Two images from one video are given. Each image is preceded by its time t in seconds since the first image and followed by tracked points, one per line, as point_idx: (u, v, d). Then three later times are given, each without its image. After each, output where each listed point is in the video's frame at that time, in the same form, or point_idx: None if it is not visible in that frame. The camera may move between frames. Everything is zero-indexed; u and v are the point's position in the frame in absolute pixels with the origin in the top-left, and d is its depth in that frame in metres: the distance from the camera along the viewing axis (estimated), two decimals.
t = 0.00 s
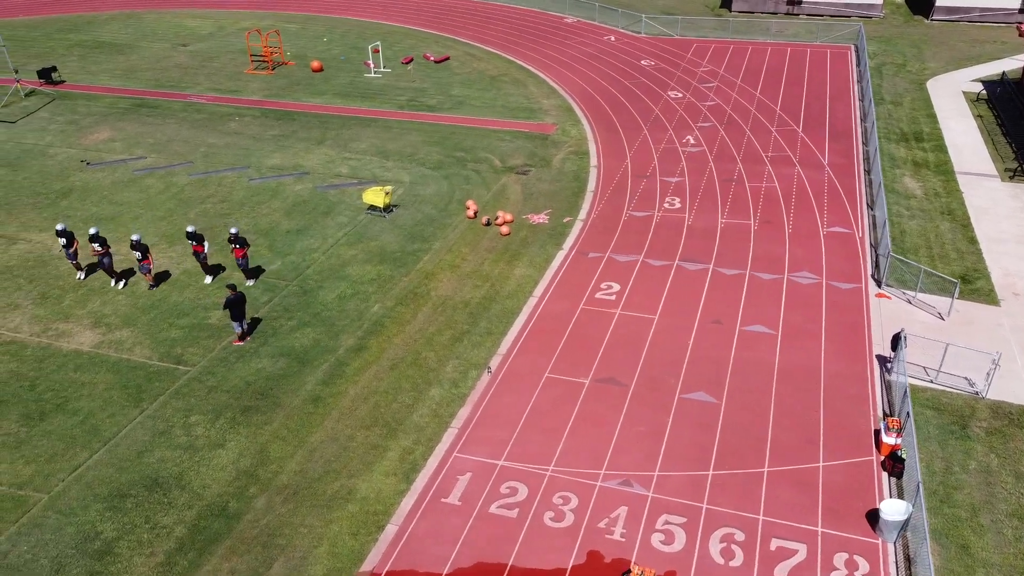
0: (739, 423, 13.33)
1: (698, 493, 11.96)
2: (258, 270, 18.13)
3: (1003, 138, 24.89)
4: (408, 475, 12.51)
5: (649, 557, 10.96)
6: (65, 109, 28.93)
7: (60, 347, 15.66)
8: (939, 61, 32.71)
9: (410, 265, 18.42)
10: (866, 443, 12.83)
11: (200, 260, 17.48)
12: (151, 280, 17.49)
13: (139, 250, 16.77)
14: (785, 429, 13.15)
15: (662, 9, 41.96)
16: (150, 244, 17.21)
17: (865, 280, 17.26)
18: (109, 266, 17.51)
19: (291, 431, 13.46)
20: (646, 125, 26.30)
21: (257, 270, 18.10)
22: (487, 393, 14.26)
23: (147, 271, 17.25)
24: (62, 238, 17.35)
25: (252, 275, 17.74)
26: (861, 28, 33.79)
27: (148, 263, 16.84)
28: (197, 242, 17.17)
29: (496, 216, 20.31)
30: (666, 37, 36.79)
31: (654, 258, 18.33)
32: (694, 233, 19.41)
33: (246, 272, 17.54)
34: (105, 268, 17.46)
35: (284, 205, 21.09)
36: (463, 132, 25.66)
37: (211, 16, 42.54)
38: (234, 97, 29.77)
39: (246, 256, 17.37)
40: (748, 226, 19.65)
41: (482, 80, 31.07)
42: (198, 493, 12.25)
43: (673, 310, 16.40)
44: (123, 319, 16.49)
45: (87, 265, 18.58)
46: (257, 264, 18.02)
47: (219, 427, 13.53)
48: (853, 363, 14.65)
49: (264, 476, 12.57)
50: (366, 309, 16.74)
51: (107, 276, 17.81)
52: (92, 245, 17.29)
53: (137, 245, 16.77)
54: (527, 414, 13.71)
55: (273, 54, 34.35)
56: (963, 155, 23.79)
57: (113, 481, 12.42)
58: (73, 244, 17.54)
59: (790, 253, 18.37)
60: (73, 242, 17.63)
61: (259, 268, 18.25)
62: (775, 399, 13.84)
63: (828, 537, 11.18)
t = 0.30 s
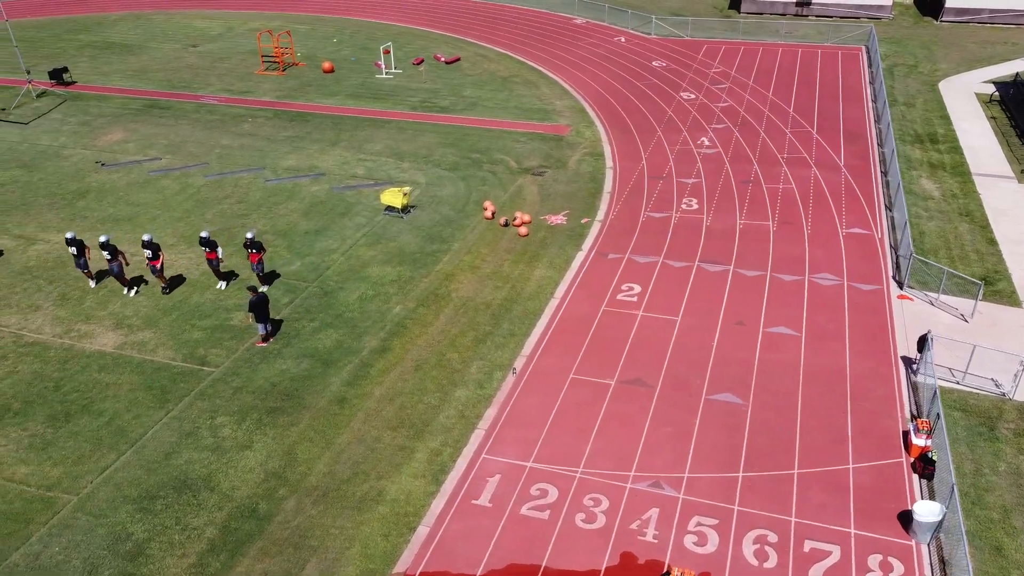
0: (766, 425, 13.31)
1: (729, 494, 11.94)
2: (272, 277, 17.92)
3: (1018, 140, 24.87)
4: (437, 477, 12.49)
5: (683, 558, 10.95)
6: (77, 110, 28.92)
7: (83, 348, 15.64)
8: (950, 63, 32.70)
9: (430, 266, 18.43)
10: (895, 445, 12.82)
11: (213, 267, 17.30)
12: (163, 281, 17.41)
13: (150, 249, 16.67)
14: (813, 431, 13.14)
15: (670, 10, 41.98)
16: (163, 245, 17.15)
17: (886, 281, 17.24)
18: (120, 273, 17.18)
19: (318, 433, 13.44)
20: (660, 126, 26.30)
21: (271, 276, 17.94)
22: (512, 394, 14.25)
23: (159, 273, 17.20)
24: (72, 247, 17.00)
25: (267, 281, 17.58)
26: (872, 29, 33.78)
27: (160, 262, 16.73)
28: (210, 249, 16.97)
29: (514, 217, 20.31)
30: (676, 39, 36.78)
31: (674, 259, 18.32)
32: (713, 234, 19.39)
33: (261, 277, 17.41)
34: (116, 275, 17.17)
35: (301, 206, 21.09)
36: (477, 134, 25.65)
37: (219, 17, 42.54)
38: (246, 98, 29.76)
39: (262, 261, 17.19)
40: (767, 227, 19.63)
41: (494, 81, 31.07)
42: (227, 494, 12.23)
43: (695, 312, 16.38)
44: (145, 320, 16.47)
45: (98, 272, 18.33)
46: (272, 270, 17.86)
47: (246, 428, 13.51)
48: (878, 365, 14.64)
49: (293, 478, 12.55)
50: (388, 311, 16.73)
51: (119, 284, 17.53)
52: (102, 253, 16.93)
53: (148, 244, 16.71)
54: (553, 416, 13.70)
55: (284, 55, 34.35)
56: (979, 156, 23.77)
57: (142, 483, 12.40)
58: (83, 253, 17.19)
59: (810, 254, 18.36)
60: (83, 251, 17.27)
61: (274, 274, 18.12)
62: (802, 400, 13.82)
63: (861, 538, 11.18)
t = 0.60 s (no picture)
0: (795, 426, 13.30)
1: (761, 495, 11.93)
2: (288, 279, 17.88)
3: None
4: (467, 477, 12.47)
5: (718, 559, 10.93)
6: (90, 111, 28.91)
7: (107, 349, 15.61)
8: (962, 64, 32.69)
9: (450, 267, 18.41)
10: (925, 446, 12.81)
11: (227, 272, 17.19)
12: (178, 291, 17.14)
13: (167, 260, 16.36)
14: (842, 432, 13.13)
15: (679, 11, 41.99)
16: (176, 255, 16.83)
17: (908, 282, 17.23)
18: (133, 283, 16.99)
19: (346, 433, 13.42)
20: (675, 127, 26.29)
21: (287, 278, 17.88)
22: (539, 394, 14.24)
23: (175, 283, 16.88)
24: (83, 258, 16.78)
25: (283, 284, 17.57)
26: (883, 30, 33.80)
27: (177, 272, 16.45)
28: (223, 254, 16.88)
29: (533, 218, 20.31)
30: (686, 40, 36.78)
31: (695, 260, 18.31)
32: (733, 235, 19.37)
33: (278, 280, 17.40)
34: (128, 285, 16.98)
35: (319, 207, 21.09)
36: (492, 134, 25.65)
37: (228, 18, 42.55)
38: (259, 98, 29.75)
39: (278, 264, 17.26)
40: (787, 228, 19.62)
41: (506, 82, 31.07)
42: (257, 494, 12.21)
43: (719, 312, 16.37)
44: (168, 320, 16.45)
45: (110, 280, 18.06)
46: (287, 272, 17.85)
47: (273, 429, 13.49)
48: (904, 366, 14.63)
49: (323, 478, 12.52)
50: (410, 311, 16.72)
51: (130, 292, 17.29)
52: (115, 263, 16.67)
53: (164, 254, 16.37)
54: (581, 417, 13.68)
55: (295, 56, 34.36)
56: (995, 157, 23.75)
57: (172, 483, 12.38)
58: (95, 263, 16.97)
59: (831, 255, 18.35)
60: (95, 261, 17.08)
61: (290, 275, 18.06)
62: (829, 401, 13.82)
63: (895, 539, 11.17)
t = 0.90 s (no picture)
0: (825, 426, 13.30)
1: (794, 496, 11.92)
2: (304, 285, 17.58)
3: None
4: (498, 478, 12.46)
5: (753, 559, 10.93)
6: (103, 111, 28.91)
7: (131, 349, 15.61)
8: (974, 64, 32.70)
9: (471, 267, 18.41)
10: (955, 446, 12.81)
11: (240, 281, 16.83)
12: (191, 298, 16.75)
13: (181, 264, 16.08)
14: (872, 432, 13.13)
15: (689, 12, 41.99)
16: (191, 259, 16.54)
17: (931, 283, 17.22)
18: (143, 290, 16.62)
19: (375, 434, 13.41)
20: (690, 127, 26.30)
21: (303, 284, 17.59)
22: (566, 395, 14.24)
23: (190, 287, 16.54)
24: (93, 258, 16.59)
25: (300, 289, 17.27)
26: (894, 31, 33.81)
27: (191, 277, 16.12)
28: (237, 262, 16.56)
29: (552, 218, 20.31)
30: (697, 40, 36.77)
31: (716, 260, 18.31)
32: (753, 235, 19.37)
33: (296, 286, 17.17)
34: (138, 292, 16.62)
35: (337, 207, 21.09)
36: (507, 135, 25.65)
37: (237, 18, 42.53)
38: (272, 99, 29.75)
39: (294, 269, 17.01)
40: (806, 228, 19.62)
41: (519, 82, 31.08)
42: (289, 495, 12.20)
43: (742, 313, 16.37)
44: (191, 320, 16.44)
45: (120, 285, 17.84)
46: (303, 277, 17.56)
47: (302, 429, 13.48)
48: (931, 366, 14.62)
49: (354, 478, 12.52)
50: (434, 311, 16.71)
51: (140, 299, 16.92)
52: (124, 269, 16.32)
53: (179, 258, 16.08)
54: (609, 417, 13.68)
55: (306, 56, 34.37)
56: (1011, 158, 23.74)
57: (203, 483, 12.38)
58: (104, 265, 16.75)
59: (852, 255, 18.35)
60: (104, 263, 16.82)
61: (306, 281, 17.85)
62: (858, 402, 13.82)
63: (930, 539, 11.16)
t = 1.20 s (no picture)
0: (855, 427, 13.29)
1: (828, 496, 11.91)
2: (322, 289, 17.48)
3: None
4: (531, 478, 12.46)
5: (790, 559, 10.92)
6: (117, 112, 28.92)
7: (156, 349, 15.59)
8: (986, 65, 32.72)
9: (493, 267, 18.41)
10: (987, 446, 12.81)
11: (255, 289, 16.50)
12: (209, 301, 16.71)
13: (198, 267, 16.06)
14: (903, 433, 13.12)
15: (698, 13, 42.01)
16: (206, 264, 16.50)
17: (955, 284, 17.21)
18: (155, 297, 16.38)
19: (404, 434, 13.41)
20: (705, 128, 26.31)
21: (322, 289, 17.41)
22: (594, 395, 14.24)
23: (206, 292, 16.51)
24: (105, 268, 16.25)
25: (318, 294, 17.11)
26: (906, 32, 33.82)
27: (208, 280, 16.09)
28: (251, 271, 16.16)
29: (571, 219, 20.32)
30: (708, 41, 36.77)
31: (738, 261, 18.31)
32: (774, 236, 19.37)
33: (314, 292, 16.87)
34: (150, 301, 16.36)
35: (356, 207, 21.10)
36: (522, 135, 25.66)
37: (246, 19, 42.54)
38: (285, 99, 29.77)
39: (312, 275, 16.68)
40: (827, 228, 19.62)
41: (532, 83, 31.09)
42: (322, 495, 12.18)
43: (767, 313, 16.37)
44: (215, 321, 16.43)
45: (132, 293, 17.50)
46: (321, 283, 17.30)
47: (331, 429, 13.48)
48: (959, 366, 14.62)
49: (386, 479, 12.51)
50: (457, 312, 16.71)
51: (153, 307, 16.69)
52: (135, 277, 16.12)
53: (195, 261, 16.10)
54: (638, 417, 13.68)
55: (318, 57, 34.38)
56: None
57: (235, 483, 12.36)
58: (117, 274, 16.42)
59: (874, 256, 18.35)
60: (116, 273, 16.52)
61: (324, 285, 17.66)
62: (887, 402, 13.81)
63: (967, 540, 11.16)
